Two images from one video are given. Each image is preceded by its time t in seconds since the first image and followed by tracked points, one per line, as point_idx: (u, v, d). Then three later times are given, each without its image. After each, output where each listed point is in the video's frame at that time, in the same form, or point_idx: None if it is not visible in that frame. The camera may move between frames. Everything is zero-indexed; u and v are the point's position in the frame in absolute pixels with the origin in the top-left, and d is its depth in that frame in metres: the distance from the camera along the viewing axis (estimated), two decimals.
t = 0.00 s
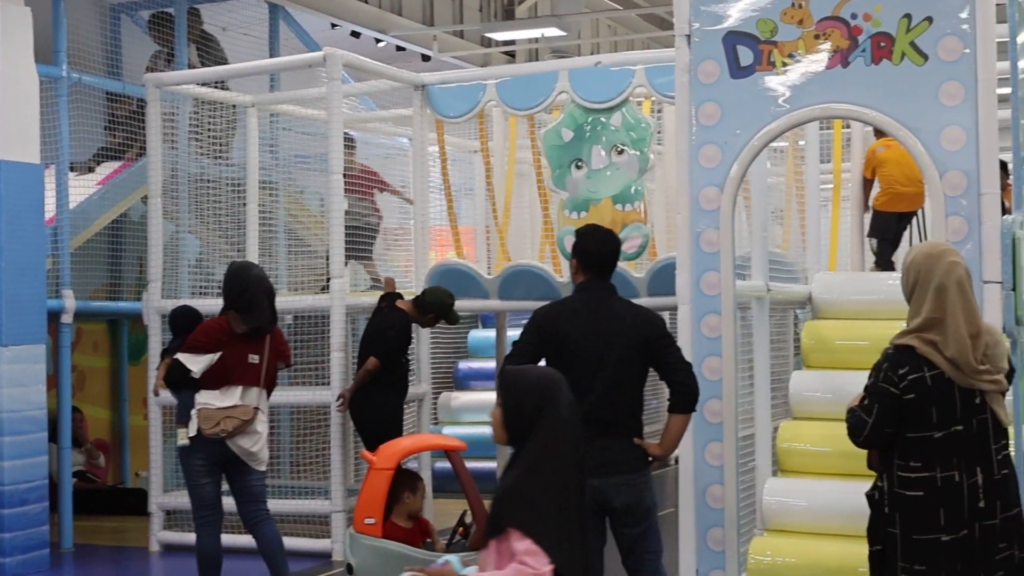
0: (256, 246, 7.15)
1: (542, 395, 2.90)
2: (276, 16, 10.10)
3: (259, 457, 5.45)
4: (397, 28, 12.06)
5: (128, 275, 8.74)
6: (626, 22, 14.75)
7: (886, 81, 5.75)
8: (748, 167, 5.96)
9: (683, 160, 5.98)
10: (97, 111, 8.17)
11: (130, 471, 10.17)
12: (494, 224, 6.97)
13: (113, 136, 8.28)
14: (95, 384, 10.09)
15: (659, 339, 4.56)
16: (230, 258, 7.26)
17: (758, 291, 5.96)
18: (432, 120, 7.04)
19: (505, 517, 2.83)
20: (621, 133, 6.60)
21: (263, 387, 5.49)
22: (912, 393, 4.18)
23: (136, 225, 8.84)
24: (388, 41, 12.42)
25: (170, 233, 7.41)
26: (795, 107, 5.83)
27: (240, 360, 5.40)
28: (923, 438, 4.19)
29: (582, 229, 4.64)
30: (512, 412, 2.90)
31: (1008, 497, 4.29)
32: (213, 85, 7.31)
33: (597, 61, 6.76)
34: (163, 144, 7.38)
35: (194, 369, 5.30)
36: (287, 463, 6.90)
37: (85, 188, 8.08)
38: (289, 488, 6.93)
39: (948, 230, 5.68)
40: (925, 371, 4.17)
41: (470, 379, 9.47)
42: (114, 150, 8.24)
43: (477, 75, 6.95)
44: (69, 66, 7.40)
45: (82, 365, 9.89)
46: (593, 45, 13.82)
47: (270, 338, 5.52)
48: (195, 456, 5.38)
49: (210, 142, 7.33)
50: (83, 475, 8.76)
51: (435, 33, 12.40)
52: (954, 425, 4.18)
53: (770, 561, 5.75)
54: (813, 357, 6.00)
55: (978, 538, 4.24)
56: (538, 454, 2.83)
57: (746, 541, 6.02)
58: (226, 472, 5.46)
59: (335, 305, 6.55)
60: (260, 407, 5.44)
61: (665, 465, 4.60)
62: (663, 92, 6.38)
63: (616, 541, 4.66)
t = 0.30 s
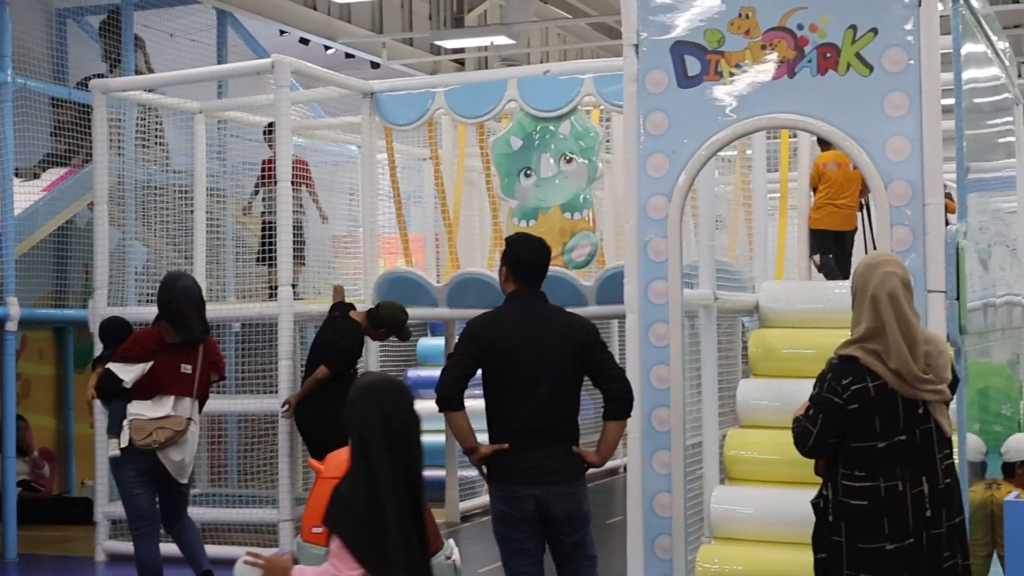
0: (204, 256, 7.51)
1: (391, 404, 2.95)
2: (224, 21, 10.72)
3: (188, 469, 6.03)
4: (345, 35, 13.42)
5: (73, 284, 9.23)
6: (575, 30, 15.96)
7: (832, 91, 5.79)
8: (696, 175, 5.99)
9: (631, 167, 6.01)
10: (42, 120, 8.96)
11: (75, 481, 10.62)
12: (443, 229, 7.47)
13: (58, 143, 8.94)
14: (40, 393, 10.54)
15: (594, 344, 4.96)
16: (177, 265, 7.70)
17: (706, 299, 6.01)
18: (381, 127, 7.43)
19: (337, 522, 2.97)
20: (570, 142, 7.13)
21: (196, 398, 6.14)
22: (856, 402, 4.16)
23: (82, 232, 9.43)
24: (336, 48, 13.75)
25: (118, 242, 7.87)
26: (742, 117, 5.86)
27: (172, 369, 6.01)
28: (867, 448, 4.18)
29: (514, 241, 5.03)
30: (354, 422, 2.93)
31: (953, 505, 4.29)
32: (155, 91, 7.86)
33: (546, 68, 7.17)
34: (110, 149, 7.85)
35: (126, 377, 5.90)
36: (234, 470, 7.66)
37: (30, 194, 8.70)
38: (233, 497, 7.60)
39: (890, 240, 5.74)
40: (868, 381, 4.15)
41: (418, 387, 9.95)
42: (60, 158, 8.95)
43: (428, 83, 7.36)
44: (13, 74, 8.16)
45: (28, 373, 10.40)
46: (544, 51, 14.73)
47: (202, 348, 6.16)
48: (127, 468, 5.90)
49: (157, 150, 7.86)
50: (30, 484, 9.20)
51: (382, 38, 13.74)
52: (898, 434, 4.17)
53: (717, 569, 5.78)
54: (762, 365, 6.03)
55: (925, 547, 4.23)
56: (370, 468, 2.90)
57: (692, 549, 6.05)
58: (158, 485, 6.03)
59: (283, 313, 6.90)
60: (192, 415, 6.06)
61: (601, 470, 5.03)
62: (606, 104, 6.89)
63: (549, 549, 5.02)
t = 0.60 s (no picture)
0: (170, 257, 7.59)
1: (262, 408, 3.23)
2: (189, 22, 11.05)
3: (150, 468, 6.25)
4: (312, 35, 13.46)
5: (38, 286, 9.69)
6: (543, 33, 16.20)
7: (798, 94, 5.81)
8: (663, 177, 6.00)
9: (598, 170, 6.02)
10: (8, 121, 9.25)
11: (40, 483, 10.76)
12: (410, 233, 7.61)
13: (23, 144, 9.34)
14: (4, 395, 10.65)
15: (555, 348, 5.23)
16: (143, 266, 7.80)
17: (672, 301, 6.03)
18: (348, 129, 7.59)
19: (196, 513, 3.27)
20: (537, 143, 7.28)
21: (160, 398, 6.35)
22: (812, 404, 4.19)
23: (46, 232, 9.76)
24: (303, 49, 13.80)
25: (82, 241, 7.96)
26: (709, 118, 5.88)
27: (138, 370, 6.20)
28: (824, 449, 4.21)
29: (467, 243, 5.21)
30: (228, 424, 3.23)
31: (914, 508, 4.29)
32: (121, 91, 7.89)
33: (513, 71, 7.34)
34: (75, 148, 7.93)
35: (90, 378, 6.11)
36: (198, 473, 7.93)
37: None
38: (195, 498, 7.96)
39: (854, 243, 5.76)
40: (826, 383, 4.18)
41: (385, 389, 10.13)
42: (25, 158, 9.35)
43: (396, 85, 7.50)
44: None
45: None
46: (512, 52, 14.87)
47: (165, 348, 6.38)
48: (94, 470, 6.05)
49: (120, 152, 7.95)
50: None
51: (350, 41, 13.97)
52: (856, 437, 4.18)
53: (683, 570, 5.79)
54: (727, 367, 6.05)
55: (885, 550, 4.24)
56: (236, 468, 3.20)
57: (659, 550, 6.07)
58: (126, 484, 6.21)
59: (249, 314, 6.92)
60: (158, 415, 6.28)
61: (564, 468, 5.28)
62: (574, 105, 7.08)
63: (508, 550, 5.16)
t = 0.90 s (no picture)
0: (140, 256, 7.74)
1: (146, 407, 4.41)
2: (162, 20, 11.01)
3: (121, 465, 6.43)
4: (284, 34, 13.50)
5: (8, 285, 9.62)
6: (516, 32, 16.31)
7: (768, 93, 5.83)
8: (635, 176, 6.01)
9: (570, 169, 6.02)
10: None
11: (10, 483, 10.77)
12: (381, 232, 7.89)
13: None
14: None
15: (525, 346, 5.30)
16: (113, 264, 7.90)
17: (643, 300, 6.03)
18: (319, 127, 7.86)
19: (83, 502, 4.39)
20: (508, 142, 7.53)
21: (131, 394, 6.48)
22: (773, 401, 4.22)
23: (16, 231, 9.78)
24: (274, 47, 13.83)
25: (52, 240, 8.09)
26: (680, 118, 5.90)
27: (109, 366, 6.35)
28: (786, 447, 4.24)
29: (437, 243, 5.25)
30: (112, 424, 4.38)
31: (878, 506, 4.28)
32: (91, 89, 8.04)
33: (484, 70, 7.58)
34: (45, 145, 8.08)
35: (62, 376, 6.24)
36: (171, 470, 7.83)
37: None
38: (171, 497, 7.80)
39: (823, 243, 5.78)
40: (785, 381, 4.21)
41: (356, 388, 10.20)
42: None
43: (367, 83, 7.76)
44: None
45: None
46: (483, 51, 14.96)
47: (136, 346, 6.48)
48: (65, 467, 6.38)
49: (90, 149, 8.03)
50: None
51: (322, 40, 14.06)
52: (816, 435, 4.20)
53: (653, 568, 5.80)
54: (698, 366, 6.06)
55: (847, 548, 4.25)
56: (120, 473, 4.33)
57: (629, 548, 6.08)
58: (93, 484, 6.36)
59: (220, 312, 7.14)
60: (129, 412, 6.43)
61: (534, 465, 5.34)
62: (544, 105, 7.33)
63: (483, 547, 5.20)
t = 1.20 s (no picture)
0: (104, 253, 7.91)
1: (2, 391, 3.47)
2: (126, 16, 10.98)
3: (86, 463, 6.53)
4: (249, 30, 13.50)
5: None
6: (482, 29, 16.37)
7: (733, 91, 5.85)
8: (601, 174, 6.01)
9: (535, 166, 6.01)
10: None
11: None
12: (348, 230, 7.88)
13: None
14: None
15: (489, 345, 5.31)
16: (76, 261, 8.06)
17: (609, 298, 6.05)
18: (285, 124, 7.96)
19: None
20: (475, 140, 7.62)
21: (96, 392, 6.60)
22: (727, 400, 4.26)
23: None
24: (240, 44, 13.85)
25: (15, 235, 8.19)
26: (645, 116, 5.91)
27: (73, 364, 6.47)
28: (741, 446, 4.27)
29: (403, 240, 5.26)
30: None
31: (832, 506, 4.28)
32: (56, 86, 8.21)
33: (452, 67, 7.68)
34: (9, 142, 8.20)
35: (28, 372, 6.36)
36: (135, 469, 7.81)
37: None
38: (136, 496, 7.80)
39: (789, 240, 5.80)
40: (739, 379, 4.24)
41: (322, 386, 10.28)
42: None
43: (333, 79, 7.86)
44: None
45: None
46: (450, 49, 15.02)
47: (101, 344, 6.62)
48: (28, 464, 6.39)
49: (56, 145, 8.22)
50: None
51: (289, 37, 14.09)
52: (768, 434, 4.22)
53: (619, 565, 5.82)
54: (663, 363, 6.08)
55: (800, 548, 4.26)
56: None
57: (594, 545, 6.09)
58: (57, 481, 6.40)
59: (184, 310, 7.34)
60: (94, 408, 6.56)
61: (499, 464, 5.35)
62: (514, 102, 7.39)
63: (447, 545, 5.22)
